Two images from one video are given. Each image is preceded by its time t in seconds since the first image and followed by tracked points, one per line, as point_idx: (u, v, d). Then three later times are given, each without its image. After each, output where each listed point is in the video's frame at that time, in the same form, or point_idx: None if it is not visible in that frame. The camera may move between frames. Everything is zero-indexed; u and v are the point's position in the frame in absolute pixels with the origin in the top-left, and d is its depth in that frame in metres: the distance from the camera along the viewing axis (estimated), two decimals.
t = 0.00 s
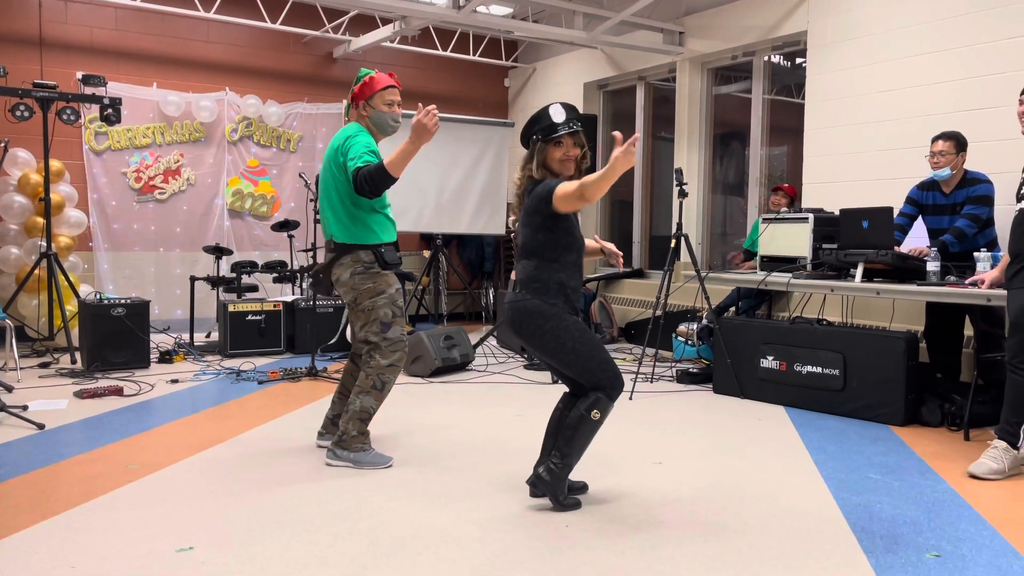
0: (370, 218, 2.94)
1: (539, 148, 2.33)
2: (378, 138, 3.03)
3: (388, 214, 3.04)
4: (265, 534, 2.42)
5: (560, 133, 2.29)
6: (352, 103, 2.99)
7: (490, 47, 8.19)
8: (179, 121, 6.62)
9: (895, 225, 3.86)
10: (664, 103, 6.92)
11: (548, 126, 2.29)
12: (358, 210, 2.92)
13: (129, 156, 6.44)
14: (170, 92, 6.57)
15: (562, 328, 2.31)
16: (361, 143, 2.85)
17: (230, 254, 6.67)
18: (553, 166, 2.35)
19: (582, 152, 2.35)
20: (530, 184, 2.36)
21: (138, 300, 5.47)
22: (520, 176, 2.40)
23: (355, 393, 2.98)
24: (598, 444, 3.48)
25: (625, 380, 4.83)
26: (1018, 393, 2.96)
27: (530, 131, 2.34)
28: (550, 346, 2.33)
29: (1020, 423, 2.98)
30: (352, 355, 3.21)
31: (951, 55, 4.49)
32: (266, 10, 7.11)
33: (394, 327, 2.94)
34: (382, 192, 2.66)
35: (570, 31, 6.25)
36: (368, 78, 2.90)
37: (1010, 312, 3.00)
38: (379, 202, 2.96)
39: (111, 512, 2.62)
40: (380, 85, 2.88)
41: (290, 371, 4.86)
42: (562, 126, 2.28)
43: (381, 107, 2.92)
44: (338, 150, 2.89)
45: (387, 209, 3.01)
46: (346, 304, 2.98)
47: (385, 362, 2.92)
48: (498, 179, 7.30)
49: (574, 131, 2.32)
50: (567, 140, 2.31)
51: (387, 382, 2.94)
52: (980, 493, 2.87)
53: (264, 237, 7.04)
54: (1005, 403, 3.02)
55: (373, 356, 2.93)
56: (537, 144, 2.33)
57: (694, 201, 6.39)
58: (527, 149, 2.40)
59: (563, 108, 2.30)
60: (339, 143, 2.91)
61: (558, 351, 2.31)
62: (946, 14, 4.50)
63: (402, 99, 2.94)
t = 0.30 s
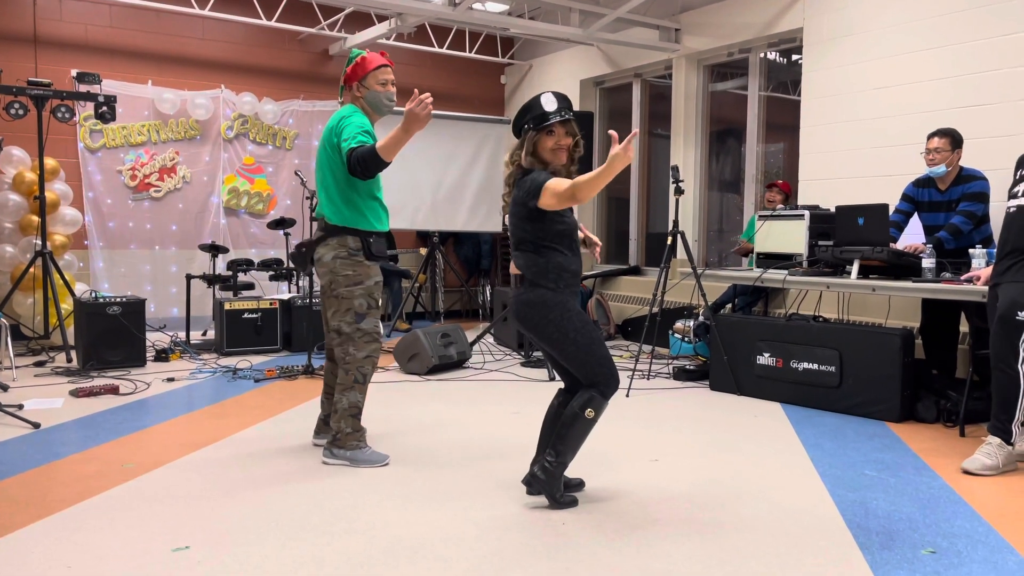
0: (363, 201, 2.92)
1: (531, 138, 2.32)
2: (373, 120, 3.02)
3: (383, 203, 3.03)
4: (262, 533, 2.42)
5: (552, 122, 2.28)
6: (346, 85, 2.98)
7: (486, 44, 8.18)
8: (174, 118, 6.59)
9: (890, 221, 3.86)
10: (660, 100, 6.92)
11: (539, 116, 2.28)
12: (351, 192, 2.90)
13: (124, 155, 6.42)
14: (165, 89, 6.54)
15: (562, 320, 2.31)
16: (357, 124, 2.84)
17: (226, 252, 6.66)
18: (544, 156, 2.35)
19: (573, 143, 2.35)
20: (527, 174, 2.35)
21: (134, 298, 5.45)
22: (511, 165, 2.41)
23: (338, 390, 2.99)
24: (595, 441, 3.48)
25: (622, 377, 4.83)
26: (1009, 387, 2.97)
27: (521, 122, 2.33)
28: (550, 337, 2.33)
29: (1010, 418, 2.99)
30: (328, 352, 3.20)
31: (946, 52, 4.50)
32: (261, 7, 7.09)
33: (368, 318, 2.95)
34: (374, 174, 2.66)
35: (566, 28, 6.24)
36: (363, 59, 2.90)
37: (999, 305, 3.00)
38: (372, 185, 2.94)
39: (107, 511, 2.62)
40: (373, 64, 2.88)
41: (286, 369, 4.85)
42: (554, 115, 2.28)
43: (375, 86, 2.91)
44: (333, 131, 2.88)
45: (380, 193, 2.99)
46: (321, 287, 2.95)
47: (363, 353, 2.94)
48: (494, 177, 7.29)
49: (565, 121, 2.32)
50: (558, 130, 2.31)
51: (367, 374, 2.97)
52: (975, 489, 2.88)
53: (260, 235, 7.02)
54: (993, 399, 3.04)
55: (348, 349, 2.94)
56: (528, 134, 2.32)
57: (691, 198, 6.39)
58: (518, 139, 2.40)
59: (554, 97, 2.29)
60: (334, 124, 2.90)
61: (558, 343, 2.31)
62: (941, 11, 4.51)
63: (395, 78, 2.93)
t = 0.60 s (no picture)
0: (353, 199, 2.91)
1: (532, 129, 2.32)
2: (364, 117, 3.01)
3: (374, 201, 3.02)
4: (259, 533, 2.42)
5: (551, 111, 2.27)
6: (338, 81, 2.97)
7: (483, 42, 8.17)
8: (170, 117, 6.58)
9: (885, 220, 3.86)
10: (656, 99, 6.92)
11: (539, 107, 2.27)
12: (340, 190, 2.89)
13: (119, 153, 6.41)
14: (161, 88, 6.53)
15: (551, 317, 2.30)
16: (346, 121, 2.82)
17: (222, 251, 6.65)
18: (545, 147, 2.35)
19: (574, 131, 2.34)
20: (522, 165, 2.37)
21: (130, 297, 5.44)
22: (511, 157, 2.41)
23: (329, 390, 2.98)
24: (591, 440, 3.49)
25: (618, 376, 4.84)
26: (1009, 385, 2.98)
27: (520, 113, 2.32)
28: (537, 333, 2.33)
29: (1006, 417, 3.00)
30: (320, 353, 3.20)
31: (941, 50, 4.51)
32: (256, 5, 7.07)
33: (354, 317, 2.94)
34: (355, 175, 2.66)
35: (562, 26, 6.24)
36: (353, 55, 2.89)
37: (999, 306, 2.98)
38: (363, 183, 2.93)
39: (104, 511, 2.62)
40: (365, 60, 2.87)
41: (282, 368, 4.85)
42: (553, 104, 2.27)
43: (367, 82, 2.91)
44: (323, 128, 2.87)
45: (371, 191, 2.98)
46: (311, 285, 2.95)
47: (349, 352, 2.94)
48: (490, 175, 7.29)
49: (565, 110, 2.31)
50: (558, 119, 2.31)
51: (356, 373, 2.97)
52: (970, 487, 2.89)
53: (256, 233, 7.02)
54: (990, 396, 3.04)
55: (336, 348, 2.93)
56: (530, 125, 2.32)
57: (687, 196, 6.40)
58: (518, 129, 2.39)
59: (553, 88, 2.28)
60: (324, 120, 2.89)
61: (545, 340, 2.31)
62: (936, 10, 4.52)
63: (387, 75, 2.93)
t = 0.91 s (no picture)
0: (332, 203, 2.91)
1: (542, 131, 2.28)
2: (354, 119, 2.99)
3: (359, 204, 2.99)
4: (252, 532, 2.42)
5: (560, 112, 2.25)
6: (328, 85, 2.98)
7: (477, 39, 8.16)
8: (163, 114, 6.57)
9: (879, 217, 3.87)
10: (651, 96, 6.92)
11: (547, 108, 2.25)
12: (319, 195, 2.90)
13: (112, 150, 6.39)
14: (154, 86, 6.51)
15: (532, 319, 2.32)
16: (326, 126, 2.83)
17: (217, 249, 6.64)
18: (555, 150, 2.30)
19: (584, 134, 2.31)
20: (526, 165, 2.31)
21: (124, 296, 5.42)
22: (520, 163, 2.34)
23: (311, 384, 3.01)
24: (584, 438, 3.49)
25: (612, 373, 4.84)
26: (1015, 383, 2.97)
27: (529, 117, 2.31)
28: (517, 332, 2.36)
29: (1012, 413, 2.99)
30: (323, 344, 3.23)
31: (934, 48, 4.51)
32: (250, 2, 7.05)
33: (325, 313, 2.93)
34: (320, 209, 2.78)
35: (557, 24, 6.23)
36: (342, 60, 2.92)
37: (1009, 307, 2.98)
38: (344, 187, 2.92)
39: (96, 510, 2.61)
40: (355, 62, 2.90)
41: (276, 366, 4.85)
42: (561, 105, 2.25)
43: (355, 84, 2.91)
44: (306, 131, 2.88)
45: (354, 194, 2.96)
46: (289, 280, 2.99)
47: (322, 347, 2.93)
48: (486, 173, 7.28)
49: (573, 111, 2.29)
50: (568, 119, 2.27)
51: (333, 367, 2.96)
52: (962, 484, 2.90)
53: (252, 231, 7.00)
54: (996, 395, 3.02)
55: (312, 344, 2.96)
56: (540, 128, 2.28)
57: (681, 193, 6.40)
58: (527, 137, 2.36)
59: (560, 90, 2.28)
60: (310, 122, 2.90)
61: (523, 340, 2.35)
62: (929, 7, 4.52)
63: (377, 76, 2.94)
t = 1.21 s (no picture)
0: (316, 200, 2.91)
1: (566, 123, 2.28)
2: (348, 117, 2.98)
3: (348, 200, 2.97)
4: (258, 535, 2.41)
5: (582, 103, 2.25)
6: (322, 80, 2.98)
7: (481, 41, 8.16)
8: (167, 117, 6.54)
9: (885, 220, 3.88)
10: (656, 99, 6.91)
11: (568, 100, 2.26)
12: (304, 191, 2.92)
13: (116, 153, 6.36)
14: (158, 87, 6.49)
15: (519, 307, 2.32)
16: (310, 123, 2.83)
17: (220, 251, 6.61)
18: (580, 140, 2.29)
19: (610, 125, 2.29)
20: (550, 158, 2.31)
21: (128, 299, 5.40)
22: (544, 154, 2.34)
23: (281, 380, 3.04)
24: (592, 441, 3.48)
25: (618, 376, 4.84)
26: (1005, 382, 3.00)
27: (554, 109, 2.30)
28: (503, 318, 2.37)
29: (1008, 413, 3.00)
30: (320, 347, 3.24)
31: (941, 51, 4.51)
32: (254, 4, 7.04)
33: (307, 312, 2.94)
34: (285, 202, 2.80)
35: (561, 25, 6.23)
36: (335, 55, 2.92)
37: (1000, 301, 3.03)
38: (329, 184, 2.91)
39: (101, 513, 2.60)
40: (348, 58, 2.90)
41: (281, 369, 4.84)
42: (583, 96, 2.25)
43: (347, 80, 2.89)
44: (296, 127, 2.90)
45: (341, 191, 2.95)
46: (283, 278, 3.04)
47: (295, 346, 2.95)
48: (490, 175, 7.27)
49: (597, 103, 2.28)
50: (591, 110, 2.27)
51: (301, 368, 2.96)
52: (969, 487, 2.90)
53: (255, 234, 6.98)
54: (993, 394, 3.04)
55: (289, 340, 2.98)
56: (564, 121, 2.28)
57: (687, 196, 6.40)
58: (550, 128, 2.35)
59: (582, 81, 2.28)
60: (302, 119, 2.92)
61: (507, 328, 2.36)
62: (936, 10, 4.52)
63: (370, 73, 2.92)
